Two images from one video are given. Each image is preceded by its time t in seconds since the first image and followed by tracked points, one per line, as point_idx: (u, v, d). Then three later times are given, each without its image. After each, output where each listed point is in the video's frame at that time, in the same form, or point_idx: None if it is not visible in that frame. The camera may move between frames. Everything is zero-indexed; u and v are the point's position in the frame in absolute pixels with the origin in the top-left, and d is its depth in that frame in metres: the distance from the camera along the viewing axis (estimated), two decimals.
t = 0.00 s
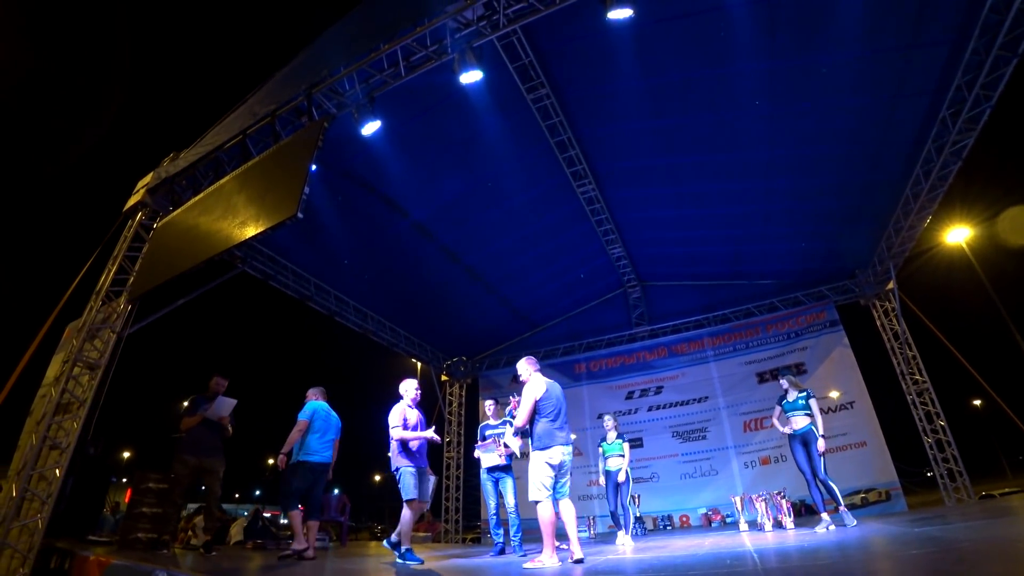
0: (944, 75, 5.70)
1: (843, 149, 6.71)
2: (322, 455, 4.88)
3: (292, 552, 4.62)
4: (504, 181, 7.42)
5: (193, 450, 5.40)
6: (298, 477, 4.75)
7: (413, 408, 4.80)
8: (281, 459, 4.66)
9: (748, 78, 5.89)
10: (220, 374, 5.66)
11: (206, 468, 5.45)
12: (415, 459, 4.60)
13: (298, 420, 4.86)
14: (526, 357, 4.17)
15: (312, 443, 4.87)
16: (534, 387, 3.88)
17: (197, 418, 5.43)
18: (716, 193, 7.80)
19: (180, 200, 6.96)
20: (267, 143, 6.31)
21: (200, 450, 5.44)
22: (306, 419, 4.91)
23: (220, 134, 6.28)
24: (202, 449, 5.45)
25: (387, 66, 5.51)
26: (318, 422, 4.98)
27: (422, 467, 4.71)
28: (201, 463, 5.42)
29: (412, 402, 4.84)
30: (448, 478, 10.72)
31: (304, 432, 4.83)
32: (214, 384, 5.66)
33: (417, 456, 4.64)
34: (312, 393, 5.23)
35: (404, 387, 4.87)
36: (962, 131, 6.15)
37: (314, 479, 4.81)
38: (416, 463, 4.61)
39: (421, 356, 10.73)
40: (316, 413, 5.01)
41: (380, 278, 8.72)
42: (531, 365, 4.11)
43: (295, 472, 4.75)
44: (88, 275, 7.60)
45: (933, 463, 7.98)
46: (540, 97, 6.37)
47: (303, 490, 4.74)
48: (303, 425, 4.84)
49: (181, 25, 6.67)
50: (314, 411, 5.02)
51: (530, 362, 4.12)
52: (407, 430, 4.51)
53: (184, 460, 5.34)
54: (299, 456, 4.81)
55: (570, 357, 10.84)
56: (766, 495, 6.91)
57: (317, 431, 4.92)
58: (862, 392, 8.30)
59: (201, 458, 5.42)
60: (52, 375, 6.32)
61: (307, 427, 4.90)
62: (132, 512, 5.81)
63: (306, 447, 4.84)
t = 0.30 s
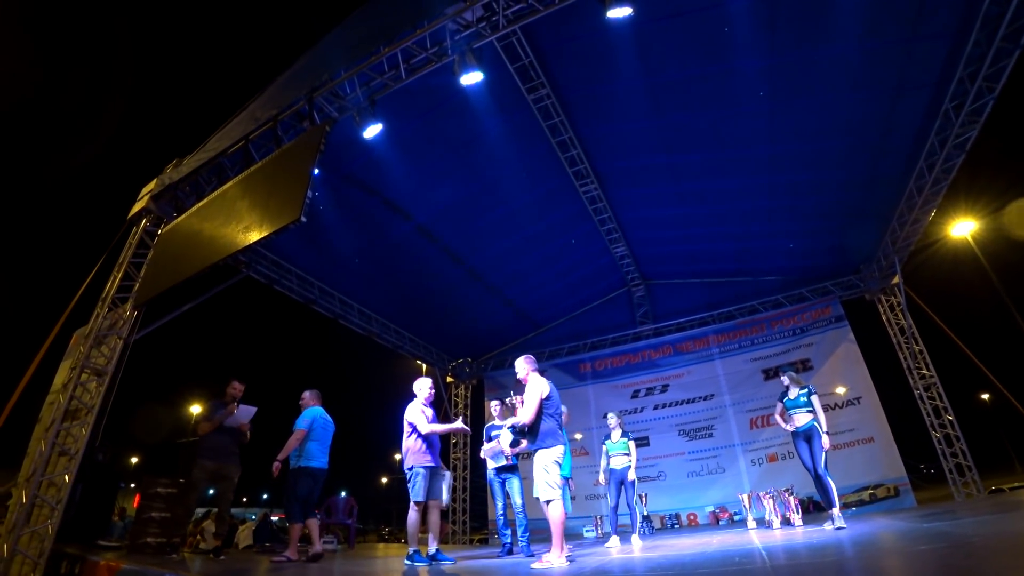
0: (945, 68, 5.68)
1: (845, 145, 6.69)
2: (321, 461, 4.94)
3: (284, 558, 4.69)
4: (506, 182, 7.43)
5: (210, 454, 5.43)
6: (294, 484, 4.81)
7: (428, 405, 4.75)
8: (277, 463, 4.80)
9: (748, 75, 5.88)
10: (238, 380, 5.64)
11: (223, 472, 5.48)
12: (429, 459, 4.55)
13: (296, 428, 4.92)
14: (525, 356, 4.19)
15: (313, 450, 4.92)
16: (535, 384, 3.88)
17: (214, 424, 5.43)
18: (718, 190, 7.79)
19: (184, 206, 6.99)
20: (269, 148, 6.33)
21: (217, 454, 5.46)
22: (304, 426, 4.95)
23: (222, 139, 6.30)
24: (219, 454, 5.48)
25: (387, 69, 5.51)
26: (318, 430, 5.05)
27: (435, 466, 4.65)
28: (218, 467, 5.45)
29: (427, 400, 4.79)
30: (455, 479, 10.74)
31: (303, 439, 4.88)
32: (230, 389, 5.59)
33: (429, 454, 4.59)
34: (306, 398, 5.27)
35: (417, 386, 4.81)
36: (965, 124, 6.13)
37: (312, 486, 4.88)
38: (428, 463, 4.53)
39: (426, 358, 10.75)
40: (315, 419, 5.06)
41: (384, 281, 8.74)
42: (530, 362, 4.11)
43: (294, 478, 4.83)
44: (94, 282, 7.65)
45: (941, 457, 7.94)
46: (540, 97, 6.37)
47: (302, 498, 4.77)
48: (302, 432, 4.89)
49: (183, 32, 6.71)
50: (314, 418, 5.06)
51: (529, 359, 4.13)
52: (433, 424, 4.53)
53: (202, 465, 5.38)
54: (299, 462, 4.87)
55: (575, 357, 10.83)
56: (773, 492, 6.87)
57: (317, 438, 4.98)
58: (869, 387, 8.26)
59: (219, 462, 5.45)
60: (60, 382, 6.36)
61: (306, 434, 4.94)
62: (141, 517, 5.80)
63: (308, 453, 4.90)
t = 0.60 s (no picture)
0: (946, 62, 5.66)
1: (847, 141, 6.67)
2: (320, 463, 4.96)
3: (292, 559, 4.74)
4: (507, 182, 7.44)
5: (224, 455, 5.46)
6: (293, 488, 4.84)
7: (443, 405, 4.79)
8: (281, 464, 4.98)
9: (748, 72, 5.88)
10: (248, 383, 5.73)
11: (234, 474, 5.52)
12: (442, 457, 4.53)
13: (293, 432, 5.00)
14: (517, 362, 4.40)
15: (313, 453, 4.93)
16: (534, 385, 4.03)
17: (224, 426, 5.49)
18: (720, 187, 7.78)
19: (186, 210, 7.00)
20: (270, 150, 6.33)
21: (230, 455, 5.49)
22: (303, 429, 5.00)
23: (223, 142, 6.30)
24: (232, 454, 5.51)
25: (387, 70, 5.51)
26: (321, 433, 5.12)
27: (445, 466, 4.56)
28: (230, 468, 5.50)
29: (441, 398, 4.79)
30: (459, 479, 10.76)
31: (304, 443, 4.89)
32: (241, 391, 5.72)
33: (441, 453, 4.59)
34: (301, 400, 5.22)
35: (433, 387, 4.84)
36: (967, 119, 6.11)
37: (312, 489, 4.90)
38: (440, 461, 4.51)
39: (429, 358, 10.75)
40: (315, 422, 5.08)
41: (387, 281, 8.74)
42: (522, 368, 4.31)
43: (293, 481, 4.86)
44: (97, 285, 7.67)
45: (946, 454, 7.91)
46: (541, 96, 6.37)
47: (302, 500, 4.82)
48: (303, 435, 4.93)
49: (183, 35, 6.72)
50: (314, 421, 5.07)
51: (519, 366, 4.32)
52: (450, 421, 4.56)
53: (215, 465, 5.41)
54: (304, 464, 4.88)
55: (578, 355, 10.83)
56: (777, 490, 6.81)
57: (322, 442, 5.05)
58: (873, 384, 8.24)
59: (231, 463, 5.48)
60: (65, 385, 6.39)
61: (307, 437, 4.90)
62: (146, 520, 5.81)
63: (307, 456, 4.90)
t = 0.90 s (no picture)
0: (950, 61, 5.64)
1: (850, 139, 6.65)
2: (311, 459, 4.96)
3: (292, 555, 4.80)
4: (509, 182, 7.44)
5: (228, 454, 5.47)
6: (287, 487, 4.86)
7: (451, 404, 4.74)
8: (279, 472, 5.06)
9: (750, 71, 5.87)
10: (255, 381, 5.74)
11: (238, 473, 5.51)
12: (442, 456, 4.54)
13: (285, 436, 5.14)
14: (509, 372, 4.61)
15: (303, 448, 4.94)
16: (530, 388, 4.16)
17: (229, 423, 5.50)
18: (723, 187, 7.76)
19: (188, 209, 7.01)
20: (273, 150, 6.33)
21: (234, 454, 5.50)
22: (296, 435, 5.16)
23: (226, 142, 6.30)
24: (236, 453, 5.51)
25: (389, 70, 5.50)
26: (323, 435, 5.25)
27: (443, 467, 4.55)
28: (234, 467, 5.48)
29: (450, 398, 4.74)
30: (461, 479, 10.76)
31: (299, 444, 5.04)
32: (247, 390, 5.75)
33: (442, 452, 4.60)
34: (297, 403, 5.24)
35: (444, 383, 4.81)
36: (971, 117, 6.08)
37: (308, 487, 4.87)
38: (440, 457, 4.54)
39: (431, 358, 10.76)
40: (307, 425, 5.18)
41: (389, 280, 8.73)
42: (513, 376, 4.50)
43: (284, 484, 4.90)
44: (100, 284, 7.69)
45: (949, 454, 7.88)
46: (543, 95, 6.37)
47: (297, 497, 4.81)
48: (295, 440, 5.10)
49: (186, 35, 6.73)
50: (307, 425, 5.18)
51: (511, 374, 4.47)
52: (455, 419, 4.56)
53: (219, 463, 5.40)
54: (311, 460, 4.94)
55: (580, 355, 10.82)
56: (780, 490, 6.77)
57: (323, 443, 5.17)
58: (876, 384, 8.22)
59: (235, 462, 5.48)
60: (68, 384, 6.41)
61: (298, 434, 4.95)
62: (149, 518, 5.79)
63: (295, 453, 4.92)
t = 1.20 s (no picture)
0: (952, 59, 5.63)
1: (852, 138, 6.64)
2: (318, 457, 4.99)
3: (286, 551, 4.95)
4: (510, 180, 7.44)
5: (230, 451, 5.50)
6: (292, 484, 4.87)
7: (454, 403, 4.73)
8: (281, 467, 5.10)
9: (752, 70, 5.85)
10: (259, 379, 5.81)
11: (238, 472, 5.51)
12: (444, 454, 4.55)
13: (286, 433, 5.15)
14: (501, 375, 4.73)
15: (308, 445, 4.96)
16: (530, 389, 4.21)
17: (233, 421, 5.52)
18: (724, 185, 7.75)
19: (190, 208, 7.03)
20: (275, 148, 6.33)
21: (235, 452, 5.53)
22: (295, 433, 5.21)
23: (228, 140, 6.30)
24: (238, 451, 5.54)
25: (391, 68, 5.50)
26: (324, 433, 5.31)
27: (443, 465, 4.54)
28: (234, 465, 5.50)
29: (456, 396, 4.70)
30: (463, 477, 10.79)
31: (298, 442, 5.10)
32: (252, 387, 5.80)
33: (443, 450, 4.59)
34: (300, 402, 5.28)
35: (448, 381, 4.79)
36: (974, 116, 6.07)
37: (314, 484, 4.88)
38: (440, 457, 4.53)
39: (433, 356, 10.77)
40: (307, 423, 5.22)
41: (391, 278, 8.73)
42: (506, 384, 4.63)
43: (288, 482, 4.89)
44: (103, 282, 7.71)
45: (951, 453, 7.87)
46: (545, 94, 6.37)
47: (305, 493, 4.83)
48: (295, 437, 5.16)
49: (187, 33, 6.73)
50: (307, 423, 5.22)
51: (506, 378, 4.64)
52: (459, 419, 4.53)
53: (220, 461, 5.44)
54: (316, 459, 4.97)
55: (581, 353, 10.82)
56: (782, 489, 6.83)
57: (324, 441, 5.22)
58: (877, 383, 8.21)
59: (235, 460, 5.50)
60: (71, 382, 6.43)
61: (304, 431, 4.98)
62: (152, 515, 5.87)
63: (300, 450, 4.93)
